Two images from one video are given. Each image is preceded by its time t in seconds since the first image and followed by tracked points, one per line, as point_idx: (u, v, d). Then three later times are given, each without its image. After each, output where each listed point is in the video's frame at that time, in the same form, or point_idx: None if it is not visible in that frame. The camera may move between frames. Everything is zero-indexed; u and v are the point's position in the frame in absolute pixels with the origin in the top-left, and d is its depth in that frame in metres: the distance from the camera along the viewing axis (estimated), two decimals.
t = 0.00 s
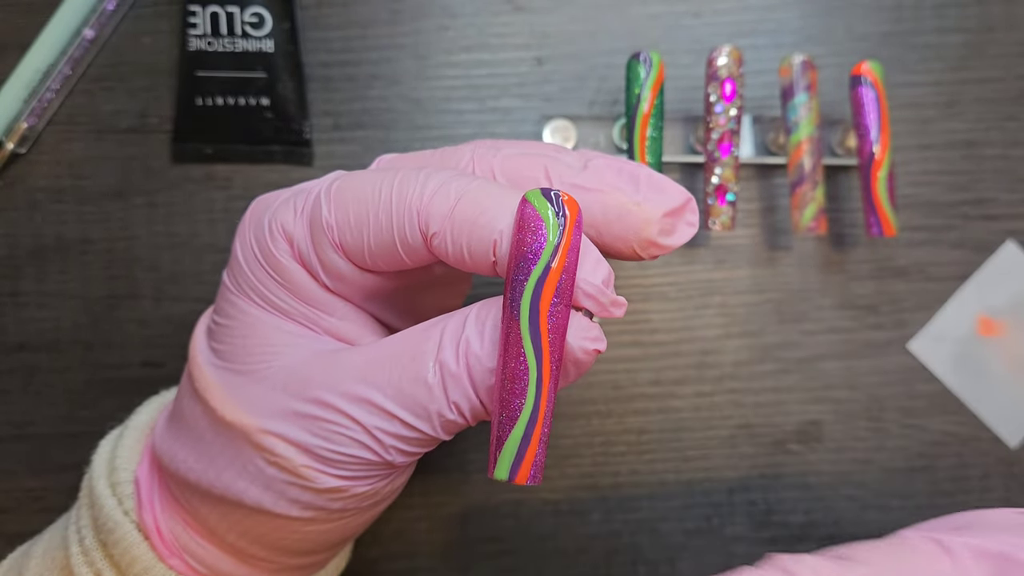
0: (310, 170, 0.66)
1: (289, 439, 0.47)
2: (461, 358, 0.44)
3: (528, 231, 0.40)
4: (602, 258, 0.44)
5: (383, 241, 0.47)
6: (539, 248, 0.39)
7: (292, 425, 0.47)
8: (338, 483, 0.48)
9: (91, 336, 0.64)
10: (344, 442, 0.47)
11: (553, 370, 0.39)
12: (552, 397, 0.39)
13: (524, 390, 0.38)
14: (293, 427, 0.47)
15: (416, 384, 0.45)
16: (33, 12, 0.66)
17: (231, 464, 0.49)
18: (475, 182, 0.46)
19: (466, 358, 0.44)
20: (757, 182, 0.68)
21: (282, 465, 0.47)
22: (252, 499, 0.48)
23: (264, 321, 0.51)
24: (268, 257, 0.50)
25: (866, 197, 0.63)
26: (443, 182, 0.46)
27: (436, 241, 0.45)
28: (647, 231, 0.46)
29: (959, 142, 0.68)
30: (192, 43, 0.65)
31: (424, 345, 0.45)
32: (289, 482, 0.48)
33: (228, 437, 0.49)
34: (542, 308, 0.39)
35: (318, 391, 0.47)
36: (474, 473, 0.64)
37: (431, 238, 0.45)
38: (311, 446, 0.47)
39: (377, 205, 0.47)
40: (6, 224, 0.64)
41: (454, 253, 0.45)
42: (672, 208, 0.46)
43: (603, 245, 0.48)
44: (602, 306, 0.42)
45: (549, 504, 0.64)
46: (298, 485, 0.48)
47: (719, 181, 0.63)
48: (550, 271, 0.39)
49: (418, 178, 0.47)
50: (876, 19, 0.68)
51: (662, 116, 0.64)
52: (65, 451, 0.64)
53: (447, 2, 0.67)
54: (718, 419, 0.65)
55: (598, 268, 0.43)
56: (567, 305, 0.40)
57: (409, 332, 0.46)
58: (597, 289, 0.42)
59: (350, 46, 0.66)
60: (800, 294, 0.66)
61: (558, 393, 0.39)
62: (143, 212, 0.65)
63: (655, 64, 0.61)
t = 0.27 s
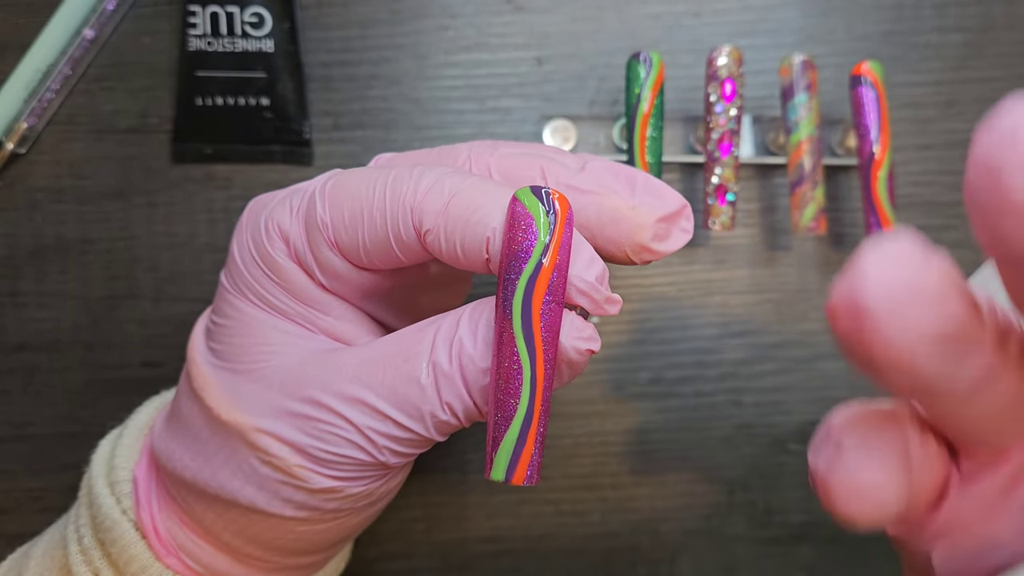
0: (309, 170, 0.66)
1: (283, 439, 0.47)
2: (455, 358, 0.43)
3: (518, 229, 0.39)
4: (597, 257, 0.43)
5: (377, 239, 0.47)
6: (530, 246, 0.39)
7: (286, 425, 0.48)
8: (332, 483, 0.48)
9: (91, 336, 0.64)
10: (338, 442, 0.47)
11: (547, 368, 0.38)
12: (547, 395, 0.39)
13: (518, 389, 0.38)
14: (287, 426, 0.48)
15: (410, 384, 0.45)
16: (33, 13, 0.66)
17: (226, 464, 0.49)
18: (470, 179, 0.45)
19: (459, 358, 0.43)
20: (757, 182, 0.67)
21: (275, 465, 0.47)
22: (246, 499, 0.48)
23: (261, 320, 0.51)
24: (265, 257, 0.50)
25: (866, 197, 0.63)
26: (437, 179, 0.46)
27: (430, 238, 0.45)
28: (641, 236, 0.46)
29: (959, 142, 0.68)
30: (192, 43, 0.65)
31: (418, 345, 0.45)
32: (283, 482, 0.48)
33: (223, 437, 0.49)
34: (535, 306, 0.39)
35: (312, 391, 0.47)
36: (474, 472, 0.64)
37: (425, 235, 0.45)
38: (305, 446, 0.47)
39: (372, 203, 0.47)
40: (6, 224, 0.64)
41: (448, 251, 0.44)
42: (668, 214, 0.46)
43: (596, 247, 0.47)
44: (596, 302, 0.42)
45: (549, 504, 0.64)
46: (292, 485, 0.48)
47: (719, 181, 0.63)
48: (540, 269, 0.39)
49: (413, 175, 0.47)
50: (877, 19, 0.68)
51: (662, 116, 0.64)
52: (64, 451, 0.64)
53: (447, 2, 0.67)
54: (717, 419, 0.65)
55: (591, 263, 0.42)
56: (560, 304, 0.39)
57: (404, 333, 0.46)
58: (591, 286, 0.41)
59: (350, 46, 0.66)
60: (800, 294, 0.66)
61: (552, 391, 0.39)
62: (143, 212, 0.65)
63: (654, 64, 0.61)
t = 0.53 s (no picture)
0: (310, 170, 0.66)
1: (288, 430, 0.47)
2: (460, 348, 0.43)
3: (525, 215, 0.40)
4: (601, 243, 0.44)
5: (385, 226, 0.47)
6: (537, 232, 0.39)
7: (292, 416, 0.47)
8: (336, 475, 0.48)
9: (91, 336, 0.64)
10: (344, 432, 0.47)
11: (553, 352, 0.39)
12: (552, 378, 0.39)
13: (525, 371, 0.38)
14: (292, 417, 0.47)
15: (414, 374, 0.45)
16: (33, 12, 0.66)
17: (230, 456, 0.49)
18: (477, 167, 0.46)
19: (464, 348, 0.43)
20: (758, 181, 0.68)
21: (280, 457, 0.47)
22: (251, 491, 0.48)
23: (267, 311, 0.51)
24: (271, 248, 0.50)
25: (866, 197, 0.63)
26: (445, 166, 0.47)
27: (437, 223, 0.45)
28: (634, 242, 0.46)
29: (959, 142, 0.68)
30: (192, 43, 0.65)
31: (423, 335, 0.45)
32: (288, 474, 0.48)
33: (229, 428, 0.49)
34: (541, 290, 0.39)
35: (317, 382, 0.47)
36: (474, 472, 0.64)
37: (432, 220, 0.46)
38: (310, 437, 0.47)
39: (380, 190, 0.47)
40: (6, 224, 0.64)
41: (455, 236, 0.45)
42: (663, 223, 0.46)
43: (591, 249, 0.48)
44: (602, 286, 0.42)
45: (550, 504, 0.64)
46: (296, 476, 0.48)
47: (719, 181, 0.63)
48: (547, 254, 0.39)
49: (421, 163, 0.47)
50: (876, 19, 0.68)
51: (662, 116, 0.64)
52: (64, 451, 0.64)
53: (447, 2, 0.67)
54: (718, 419, 0.65)
55: (597, 249, 0.43)
56: (566, 289, 0.40)
57: (408, 323, 0.46)
58: (596, 269, 0.42)
59: (350, 46, 0.66)
60: (800, 293, 0.66)
61: (558, 375, 0.39)
62: (143, 212, 0.65)
63: (655, 64, 0.61)
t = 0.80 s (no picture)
0: (310, 170, 0.66)
1: (286, 428, 0.47)
2: (458, 346, 0.44)
3: (524, 214, 0.40)
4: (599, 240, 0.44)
5: (382, 226, 0.47)
6: (535, 231, 0.39)
7: (289, 414, 0.48)
8: (334, 473, 0.48)
9: (90, 336, 0.64)
10: (341, 430, 0.47)
11: (550, 351, 0.39)
12: (548, 378, 0.39)
13: (521, 370, 0.38)
14: (290, 415, 0.47)
15: (412, 372, 0.45)
16: (33, 12, 0.66)
17: (229, 453, 0.49)
18: (475, 166, 0.46)
19: (463, 345, 0.43)
20: (758, 181, 0.67)
21: (278, 454, 0.47)
22: (249, 489, 0.48)
23: (267, 309, 0.51)
24: (271, 246, 0.50)
25: (866, 197, 0.63)
26: (443, 165, 0.47)
27: (435, 223, 0.46)
28: (631, 245, 0.46)
29: (959, 142, 0.68)
30: (192, 43, 0.65)
31: (421, 334, 0.45)
32: (286, 472, 0.48)
33: (227, 425, 0.49)
34: (539, 290, 0.39)
35: (316, 380, 0.47)
36: (474, 472, 0.64)
37: (430, 219, 0.46)
38: (308, 435, 0.47)
39: (377, 189, 0.47)
40: (6, 224, 0.64)
41: (453, 234, 0.45)
42: (659, 227, 0.47)
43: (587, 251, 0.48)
44: (602, 285, 0.43)
45: (549, 504, 0.64)
46: (294, 474, 0.48)
47: (719, 181, 0.63)
48: (546, 253, 0.39)
49: (419, 162, 0.47)
50: (877, 19, 0.68)
51: (662, 116, 0.64)
52: (64, 451, 0.64)
53: (447, 2, 0.67)
54: (717, 419, 0.65)
55: (595, 247, 0.43)
56: (563, 288, 0.40)
57: (406, 321, 0.46)
58: (595, 267, 0.42)
59: (350, 46, 0.66)
60: (800, 293, 0.66)
61: (555, 375, 0.39)
62: (143, 212, 0.65)
63: (655, 64, 0.61)
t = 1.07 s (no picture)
0: (309, 170, 0.66)
1: (282, 430, 0.47)
2: (455, 348, 0.44)
3: (519, 215, 0.40)
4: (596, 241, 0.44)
5: (377, 228, 0.47)
6: (532, 232, 0.39)
7: (286, 416, 0.47)
8: (331, 475, 0.48)
9: (90, 336, 0.64)
10: (338, 432, 0.47)
11: (545, 352, 0.39)
12: (544, 379, 0.39)
13: (517, 372, 0.39)
14: (286, 417, 0.47)
15: (409, 374, 0.45)
16: (33, 12, 0.66)
17: (225, 455, 0.49)
18: (470, 168, 0.46)
19: (459, 347, 0.44)
20: (758, 181, 0.67)
21: (275, 456, 0.47)
22: (246, 491, 0.48)
23: (263, 311, 0.51)
24: (268, 248, 0.50)
25: (865, 197, 0.63)
26: (438, 167, 0.47)
27: (430, 224, 0.46)
28: (628, 247, 0.46)
29: (959, 142, 0.68)
30: (192, 43, 0.65)
31: (418, 336, 0.45)
32: (282, 473, 0.48)
33: (224, 427, 0.49)
34: (535, 291, 0.39)
35: (312, 381, 0.47)
36: (473, 472, 0.64)
37: (425, 222, 0.46)
38: (304, 437, 0.47)
39: (373, 192, 0.47)
40: (6, 224, 0.65)
41: (448, 237, 0.45)
42: (657, 229, 0.47)
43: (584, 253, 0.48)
44: (599, 285, 0.42)
45: (549, 504, 0.64)
46: (291, 476, 0.48)
47: (719, 181, 0.63)
48: (542, 255, 0.39)
49: (413, 164, 0.47)
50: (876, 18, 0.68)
51: (662, 116, 0.64)
52: (64, 451, 0.64)
53: (447, 2, 0.67)
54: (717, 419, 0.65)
55: (592, 248, 0.43)
56: (560, 290, 0.40)
57: (404, 322, 0.46)
58: (592, 268, 0.42)
59: (350, 46, 0.66)
60: (799, 293, 0.66)
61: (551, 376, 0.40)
62: (143, 212, 0.65)
63: (654, 64, 0.61)
